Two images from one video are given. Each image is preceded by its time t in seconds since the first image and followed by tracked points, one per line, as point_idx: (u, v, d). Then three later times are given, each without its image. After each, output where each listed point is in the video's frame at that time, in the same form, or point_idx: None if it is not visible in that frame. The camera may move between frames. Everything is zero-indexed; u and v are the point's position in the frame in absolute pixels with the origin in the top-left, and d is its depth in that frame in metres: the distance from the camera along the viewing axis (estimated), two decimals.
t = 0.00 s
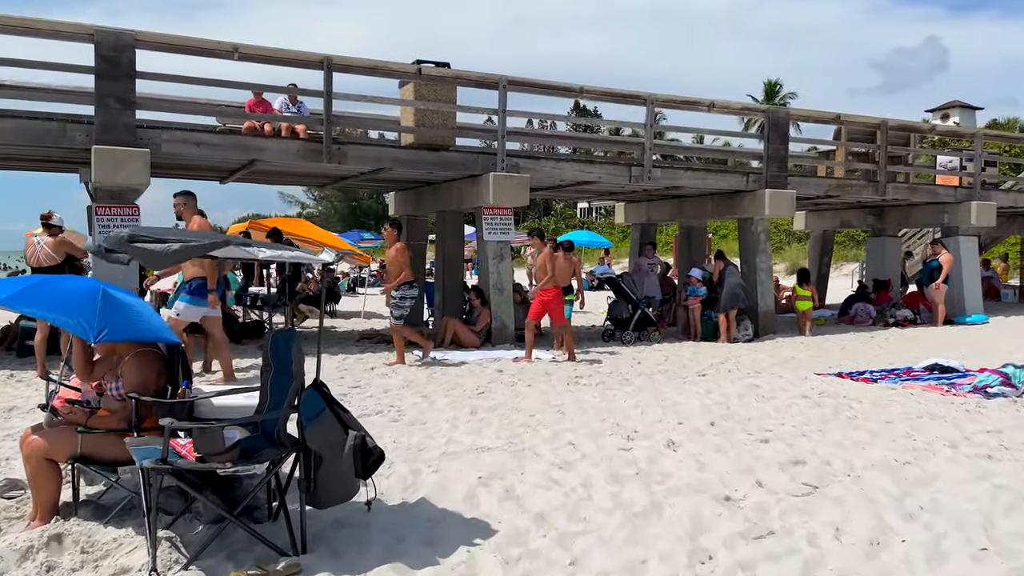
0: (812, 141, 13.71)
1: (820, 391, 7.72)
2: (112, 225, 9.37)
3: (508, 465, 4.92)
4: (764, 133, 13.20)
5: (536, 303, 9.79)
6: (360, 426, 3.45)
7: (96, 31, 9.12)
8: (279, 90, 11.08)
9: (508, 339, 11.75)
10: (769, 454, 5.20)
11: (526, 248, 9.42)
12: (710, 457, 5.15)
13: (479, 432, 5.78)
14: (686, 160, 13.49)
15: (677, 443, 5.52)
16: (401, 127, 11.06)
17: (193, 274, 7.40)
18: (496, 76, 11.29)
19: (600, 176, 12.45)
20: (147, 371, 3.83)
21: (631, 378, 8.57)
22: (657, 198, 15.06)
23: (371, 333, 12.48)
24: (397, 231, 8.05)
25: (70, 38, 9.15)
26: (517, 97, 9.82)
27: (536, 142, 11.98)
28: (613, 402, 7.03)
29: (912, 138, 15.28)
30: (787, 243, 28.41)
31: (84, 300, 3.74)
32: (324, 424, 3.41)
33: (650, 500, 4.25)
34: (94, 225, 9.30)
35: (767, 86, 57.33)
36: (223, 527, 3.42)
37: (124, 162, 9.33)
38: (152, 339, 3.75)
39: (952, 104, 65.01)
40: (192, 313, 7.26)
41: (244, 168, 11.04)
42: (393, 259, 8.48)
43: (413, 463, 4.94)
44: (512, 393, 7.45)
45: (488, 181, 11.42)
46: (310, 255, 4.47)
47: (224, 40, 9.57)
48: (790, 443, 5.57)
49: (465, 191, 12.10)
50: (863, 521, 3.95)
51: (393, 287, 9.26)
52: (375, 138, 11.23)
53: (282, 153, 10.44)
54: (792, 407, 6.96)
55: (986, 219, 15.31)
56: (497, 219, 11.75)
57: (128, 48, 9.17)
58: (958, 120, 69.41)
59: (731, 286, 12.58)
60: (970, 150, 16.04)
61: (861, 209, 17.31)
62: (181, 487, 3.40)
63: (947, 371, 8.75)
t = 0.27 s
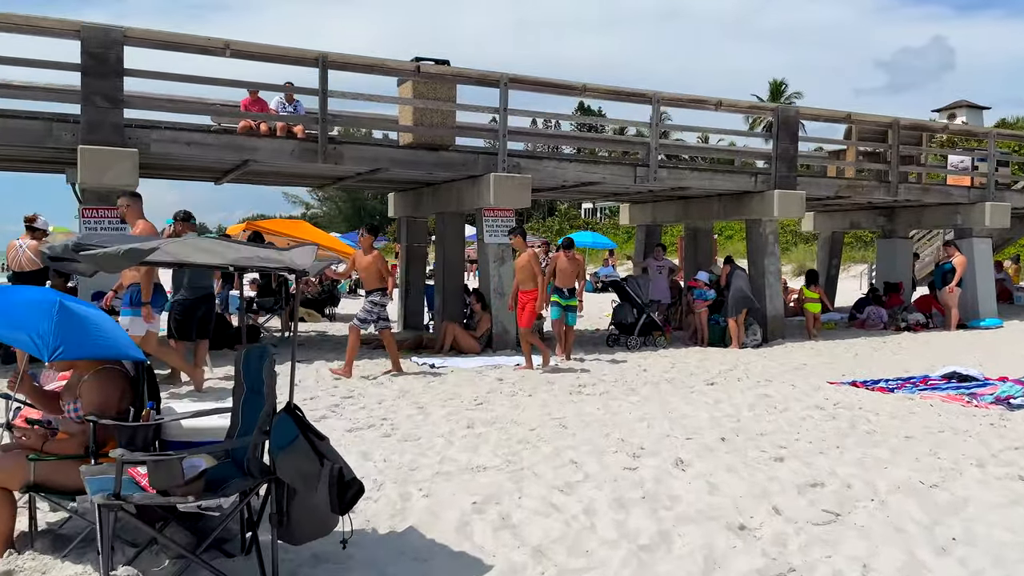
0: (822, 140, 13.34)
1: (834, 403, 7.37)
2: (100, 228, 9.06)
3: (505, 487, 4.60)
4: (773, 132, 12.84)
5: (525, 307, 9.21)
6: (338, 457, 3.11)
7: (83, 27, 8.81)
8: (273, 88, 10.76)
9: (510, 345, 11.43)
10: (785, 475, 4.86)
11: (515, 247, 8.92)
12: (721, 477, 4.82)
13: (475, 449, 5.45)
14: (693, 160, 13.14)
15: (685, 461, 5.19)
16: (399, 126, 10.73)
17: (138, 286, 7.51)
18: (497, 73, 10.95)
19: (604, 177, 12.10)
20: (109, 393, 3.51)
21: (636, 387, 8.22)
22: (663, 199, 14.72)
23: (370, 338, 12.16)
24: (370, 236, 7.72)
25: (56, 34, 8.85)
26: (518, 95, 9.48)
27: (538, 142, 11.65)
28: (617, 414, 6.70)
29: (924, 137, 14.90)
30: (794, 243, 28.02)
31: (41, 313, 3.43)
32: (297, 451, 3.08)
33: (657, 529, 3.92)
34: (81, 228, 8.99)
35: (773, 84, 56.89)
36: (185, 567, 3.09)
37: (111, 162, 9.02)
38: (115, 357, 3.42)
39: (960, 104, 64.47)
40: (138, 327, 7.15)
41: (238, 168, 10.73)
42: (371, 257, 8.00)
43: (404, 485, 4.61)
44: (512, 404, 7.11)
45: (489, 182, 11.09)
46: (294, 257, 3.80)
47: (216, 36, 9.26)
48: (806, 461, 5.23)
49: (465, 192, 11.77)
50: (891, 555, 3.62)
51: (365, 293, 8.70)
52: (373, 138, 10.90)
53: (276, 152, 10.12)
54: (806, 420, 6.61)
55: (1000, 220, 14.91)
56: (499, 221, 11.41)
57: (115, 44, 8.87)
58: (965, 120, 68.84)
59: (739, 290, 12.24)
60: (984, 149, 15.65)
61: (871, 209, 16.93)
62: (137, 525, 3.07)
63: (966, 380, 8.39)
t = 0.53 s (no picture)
0: (833, 137, 13.02)
1: (853, 409, 7.07)
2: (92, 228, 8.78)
3: (511, 503, 4.31)
4: (783, 130, 12.53)
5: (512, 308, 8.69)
6: (328, 477, 2.82)
7: (74, 20, 8.54)
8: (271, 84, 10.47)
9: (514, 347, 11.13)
10: (810, 489, 4.57)
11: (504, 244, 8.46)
12: (741, 492, 4.53)
13: (479, 460, 5.16)
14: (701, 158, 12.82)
15: (701, 474, 4.90)
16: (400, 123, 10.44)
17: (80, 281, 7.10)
18: (501, 68, 10.66)
19: (611, 175, 11.80)
20: (80, 404, 3.25)
21: (646, 392, 7.92)
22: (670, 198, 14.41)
23: (370, 341, 11.87)
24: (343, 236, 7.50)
25: (46, 28, 8.57)
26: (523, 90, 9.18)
27: (543, 140, 11.35)
28: (627, 421, 6.40)
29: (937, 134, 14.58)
30: (801, 243, 27.70)
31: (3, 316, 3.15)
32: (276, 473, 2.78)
33: (677, 552, 3.64)
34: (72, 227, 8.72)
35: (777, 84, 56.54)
36: None
37: (104, 159, 8.74)
38: (88, 365, 3.16)
39: (966, 103, 64.06)
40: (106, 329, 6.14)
41: (235, 166, 10.45)
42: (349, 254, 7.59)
43: (404, 501, 4.32)
44: (517, 411, 6.82)
45: (493, 180, 10.79)
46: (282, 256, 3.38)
47: (211, 30, 8.97)
48: (831, 475, 4.93)
49: (468, 191, 11.47)
50: None
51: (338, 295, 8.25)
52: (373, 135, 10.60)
53: (274, 150, 9.83)
54: (826, 428, 6.30)
55: (1015, 220, 14.59)
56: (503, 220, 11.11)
57: (107, 38, 8.59)
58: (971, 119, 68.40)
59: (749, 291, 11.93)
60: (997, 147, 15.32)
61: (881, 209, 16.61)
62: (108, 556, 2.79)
63: (988, 384, 8.09)
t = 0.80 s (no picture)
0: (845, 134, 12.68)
1: (873, 418, 6.74)
2: (81, 227, 8.49)
3: (515, 524, 3.99)
4: (794, 127, 12.20)
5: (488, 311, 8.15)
6: (308, 508, 2.49)
7: (61, 12, 8.23)
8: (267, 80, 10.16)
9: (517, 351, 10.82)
10: (838, 509, 4.25)
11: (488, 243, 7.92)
12: (764, 512, 4.21)
13: (481, 476, 4.85)
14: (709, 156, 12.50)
15: (718, 491, 4.58)
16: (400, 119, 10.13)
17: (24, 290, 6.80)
18: (504, 63, 10.34)
19: (617, 174, 11.47)
20: (41, 422, 2.93)
21: (656, 398, 7.60)
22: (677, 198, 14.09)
23: (370, 344, 11.55)
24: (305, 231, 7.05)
25: (33, 21, 8.27)
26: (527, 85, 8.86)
27: (547, 138, 11.03)
28: (637, 431, 6.07)
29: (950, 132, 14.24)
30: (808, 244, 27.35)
31: None
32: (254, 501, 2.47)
33: None
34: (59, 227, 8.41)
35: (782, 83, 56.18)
36: None
37: (93, 156, 8.45)
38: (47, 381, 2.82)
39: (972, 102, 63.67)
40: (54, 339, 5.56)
41: (230, 164, 10.14)
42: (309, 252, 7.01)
43: (401, 522, 4.01)
44: (521, 419, 6.50)
45: (496, 179, 10.47)
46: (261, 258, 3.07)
47: (204, 23, 8.66)
48: (858, 492, 4.61)
49: (470, 190, 11.15)
50: None
51: (303, 294, 7.71)
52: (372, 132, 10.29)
53: (270, 147, 9.52)
54: (847, 439, 5.98)
55: None
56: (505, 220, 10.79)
57: (95, 31, 8.28)
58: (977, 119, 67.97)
59: (758, 293, 11.60)
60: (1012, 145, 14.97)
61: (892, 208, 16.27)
62: None
63: (1012, 391, 7.75)
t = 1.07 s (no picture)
0: (855, 134, 12.41)
1: (890, 429, 6.48)
2: (71, 230, 8.25)
3: (518, 550, 3.74)
4: (802, 126, 11.93)
5: (464, 318, 7.56)
6: (285, 553, 2.31)
7: (50, 9, 7.98)
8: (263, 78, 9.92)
9: (519, 356, 10.58)
10: (860, 532, 4.00)
11: (465, 246, 7.39)
12: (781, 536, 3.97)
13: (481, 494, 4.60)
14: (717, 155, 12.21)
15: (733, 512, 4.33)
16: (400, 119, 9.88)
17: None
18: (506, 61, 10.09)
19: (622, 175, 11.21)
20: (4, 444, 2.71)
21: (663, 407, 7.35)
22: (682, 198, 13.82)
23: (368, 348, 11.30)
24: (255, 240, 6.39)
25: (21, 18, 8.02)
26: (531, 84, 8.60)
27: (550, 138, 10.78)
28: (643, 443, 5.81)
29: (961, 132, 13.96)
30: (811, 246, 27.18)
31: None
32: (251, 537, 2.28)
33: None
34: (48, 229, 8.17)
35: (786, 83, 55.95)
36: None
37: (83, 156, 8.21)
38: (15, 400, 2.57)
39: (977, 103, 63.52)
40: None
41: (225, 164, 9.90)
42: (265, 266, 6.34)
43: (396, 547, 3.78)
44: (524, 430, 6.26)
45: (498, 180, 10.23)
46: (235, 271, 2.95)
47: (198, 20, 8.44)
48: (879, 512, 4.37)
49: (471, 191, 10.91)
50: None
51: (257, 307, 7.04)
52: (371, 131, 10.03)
53: (265, 147, 9.28)
54: (863, 452, 5.74)
55: None
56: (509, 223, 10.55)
57: (86, 29, 8.06)
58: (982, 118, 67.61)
59: (766, 297, 11.35)
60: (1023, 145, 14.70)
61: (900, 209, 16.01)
62: None
63: None
